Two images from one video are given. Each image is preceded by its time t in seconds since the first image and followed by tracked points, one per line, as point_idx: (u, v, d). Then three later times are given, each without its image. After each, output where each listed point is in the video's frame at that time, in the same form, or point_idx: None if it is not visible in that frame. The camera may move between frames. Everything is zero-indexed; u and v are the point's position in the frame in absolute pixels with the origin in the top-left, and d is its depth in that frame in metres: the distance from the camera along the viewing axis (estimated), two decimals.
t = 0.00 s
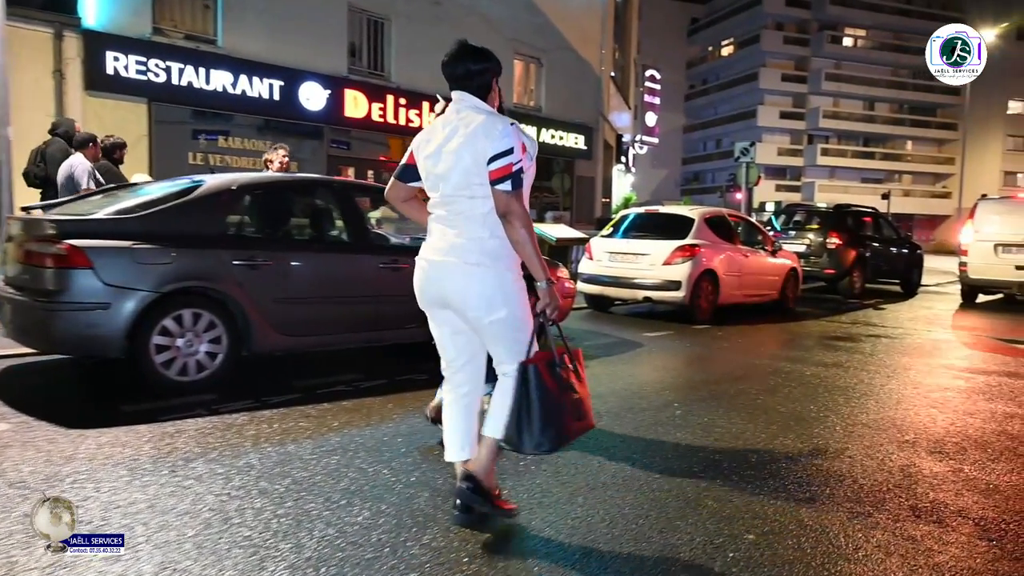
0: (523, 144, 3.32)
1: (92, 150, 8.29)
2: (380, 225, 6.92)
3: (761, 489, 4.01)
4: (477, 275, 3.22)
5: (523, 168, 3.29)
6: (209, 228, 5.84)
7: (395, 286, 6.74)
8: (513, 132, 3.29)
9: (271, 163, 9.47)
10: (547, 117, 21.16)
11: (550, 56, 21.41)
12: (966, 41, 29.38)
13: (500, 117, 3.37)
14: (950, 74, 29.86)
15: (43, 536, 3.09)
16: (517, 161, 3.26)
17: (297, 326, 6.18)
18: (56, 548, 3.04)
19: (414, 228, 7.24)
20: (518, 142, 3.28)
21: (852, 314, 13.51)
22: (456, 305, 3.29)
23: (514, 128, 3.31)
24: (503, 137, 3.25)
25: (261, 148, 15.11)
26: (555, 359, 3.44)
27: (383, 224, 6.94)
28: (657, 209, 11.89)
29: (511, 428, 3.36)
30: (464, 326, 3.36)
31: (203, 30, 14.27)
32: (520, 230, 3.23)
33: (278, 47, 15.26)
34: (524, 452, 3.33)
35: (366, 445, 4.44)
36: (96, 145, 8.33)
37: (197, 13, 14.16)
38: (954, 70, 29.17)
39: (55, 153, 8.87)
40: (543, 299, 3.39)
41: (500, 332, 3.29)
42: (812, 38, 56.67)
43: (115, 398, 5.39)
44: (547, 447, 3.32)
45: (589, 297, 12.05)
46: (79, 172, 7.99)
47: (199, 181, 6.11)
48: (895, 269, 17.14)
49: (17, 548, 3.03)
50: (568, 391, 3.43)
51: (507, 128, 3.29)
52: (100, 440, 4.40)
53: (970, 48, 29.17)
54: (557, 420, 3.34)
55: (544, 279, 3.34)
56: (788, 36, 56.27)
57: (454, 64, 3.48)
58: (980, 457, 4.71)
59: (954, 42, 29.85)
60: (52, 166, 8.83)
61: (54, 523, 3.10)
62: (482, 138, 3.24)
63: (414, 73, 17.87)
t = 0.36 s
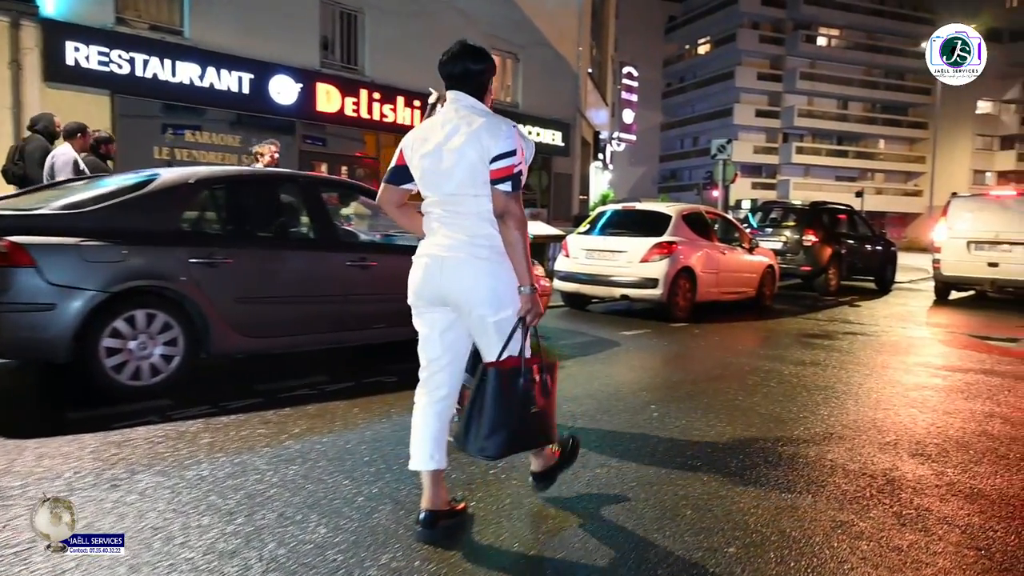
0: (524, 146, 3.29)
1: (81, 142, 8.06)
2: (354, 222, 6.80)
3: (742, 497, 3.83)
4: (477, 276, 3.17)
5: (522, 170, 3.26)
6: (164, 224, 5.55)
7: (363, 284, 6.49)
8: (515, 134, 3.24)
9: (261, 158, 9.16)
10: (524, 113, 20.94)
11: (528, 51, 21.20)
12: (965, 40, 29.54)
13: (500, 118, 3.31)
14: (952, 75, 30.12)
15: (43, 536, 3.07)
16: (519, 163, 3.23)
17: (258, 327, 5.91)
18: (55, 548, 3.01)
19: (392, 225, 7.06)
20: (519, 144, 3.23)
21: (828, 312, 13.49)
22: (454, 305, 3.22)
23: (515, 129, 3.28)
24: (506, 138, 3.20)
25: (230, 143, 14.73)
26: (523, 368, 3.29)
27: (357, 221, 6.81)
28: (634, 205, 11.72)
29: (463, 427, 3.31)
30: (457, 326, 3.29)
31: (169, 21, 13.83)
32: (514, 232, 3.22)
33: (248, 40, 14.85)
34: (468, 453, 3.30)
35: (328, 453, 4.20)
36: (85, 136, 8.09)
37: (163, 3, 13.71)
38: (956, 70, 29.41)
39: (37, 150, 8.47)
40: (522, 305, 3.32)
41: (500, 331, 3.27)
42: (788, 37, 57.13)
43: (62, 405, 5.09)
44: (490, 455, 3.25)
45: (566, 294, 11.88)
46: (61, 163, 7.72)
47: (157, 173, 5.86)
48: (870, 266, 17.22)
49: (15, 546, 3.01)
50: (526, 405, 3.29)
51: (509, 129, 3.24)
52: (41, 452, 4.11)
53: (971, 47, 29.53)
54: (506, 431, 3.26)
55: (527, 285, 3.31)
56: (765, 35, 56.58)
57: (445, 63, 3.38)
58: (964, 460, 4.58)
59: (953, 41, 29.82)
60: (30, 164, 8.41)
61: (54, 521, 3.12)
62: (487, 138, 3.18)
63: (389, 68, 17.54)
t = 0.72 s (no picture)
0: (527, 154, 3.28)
1: (68, 142, 7.85)
2: (327, 220, 6.71)
3: (726, 507, 3.67)
4: (485, 283, 3.11)
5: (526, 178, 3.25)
6: (121, 223, 5.29)
7: (333, 285, 6.25)
8: (519, 142, 3.24)
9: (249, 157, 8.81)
10: (504, 111, 20.71)
11: (507, 48, 20.98)
12: (962, 40, 30.01)
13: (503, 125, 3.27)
14: (948, 74, 30.47)
15: (43, 536, 3.07)
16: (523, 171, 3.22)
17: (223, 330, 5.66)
18: (56, 548, 3.00)
19: (368, 224, 6.91)
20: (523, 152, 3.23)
21: (808, 311, 13.44)
22: (457, 311, 3.14)
23: (518, 138, 3.27)
24: (511, 147, 3.19)
25: (201, 139, 14.36)
26: (515, 371, 3.12)
27: (330, 220, 6.71)
28: (615, 204, 11.64)
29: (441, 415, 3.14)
30: (458, 333, 3.20)
31: (137, 13, 13.42)
32: (520, 240, 3.20)
33: (220, 33, 14.48)
34: (441, 444, 3.09)
35: (292, 465, 3.98)
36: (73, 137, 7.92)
37: None
38: (957, 70, 30.10)
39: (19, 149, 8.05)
40: (528, 313, 3.25)
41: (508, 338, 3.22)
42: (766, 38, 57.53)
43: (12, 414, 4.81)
44: (462, 449, 3.04)
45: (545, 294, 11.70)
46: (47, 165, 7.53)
47: (114, 169, 5.59)
48: (847, 265, 17.27)
49: (15, 545, 3.01)
50: (510, 410, 3.08)
51: (513, 137, 3.23)
52: None
53: (975, 47, 30.14)
54: (483, 428, 3.05)
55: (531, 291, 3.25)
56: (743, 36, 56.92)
57: (449, 68, 3.32)
58: (948, 464, 4.49)
59: (952, 41, 30.25)
60: (14, 163, 8.01)
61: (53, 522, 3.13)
62: (494, 146, 3.14)
63: (365, 64, 17.24)
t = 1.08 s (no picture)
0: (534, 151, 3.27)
1: (50, 140, 7.66)
2: (288, 217, 6.22)
3: (705, 523, 3.46)
4: (493, 281, 3.09)
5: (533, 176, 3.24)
6: (54, 221, 4.89)
7: (290, 286, 5.91)
8: (525, 138, 3.21)
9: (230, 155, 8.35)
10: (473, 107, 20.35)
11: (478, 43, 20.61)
12: (965, 40, 30.79)
13: (509, 121, 3.26)
14: (945, 76, 31.61)
15: (43, 536, 3.04)
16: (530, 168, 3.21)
17: (169, 335, 5.30)
18: (56, 548, 2.96)
19: (329, 222, 6.47)
20: (530, 149, 3.21)
21: (779, 310, 13.39)
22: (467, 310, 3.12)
23: (525, 134, 3.25)
24: (518, 143, 3.17)
25: (159, 133, 13.81)
26: (524, 371, 3.13)
27: (292, 217, 6.24)
28: (587, 201, 11.42)
29: (452, 421, 3.09)
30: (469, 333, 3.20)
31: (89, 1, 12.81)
32: (525, 237, 3.23)
33: (178, 24, 13.93)
34: (456, 448, 3.05)
35: (239, 484, 3.67)
36: (55, 135, 7.73)
37: None
38: (954, 71, 31.52)
39: None
40: (530, 311, 3.21)
41: (516, 339, 3.17)
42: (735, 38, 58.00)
43: None
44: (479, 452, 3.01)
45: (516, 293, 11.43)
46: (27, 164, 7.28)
47: (51, 162, 5.19)
48: (817, 264, 17.30)
49: (16, 543, 2.98)
50: (522, 409, 3.07)
51: (519, 134, 3.21)
52: None
53: (971, 48, 30.98)
54: (500, 429, 3.03)
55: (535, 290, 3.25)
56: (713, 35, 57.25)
57: (453, 62, 3.32)
58: (930, 470, 4.34)
59: (953, 41, 31.16)
60: None
61: (52, 521, 3.09)
62: (502, 143, 3.12)
63: (331, 57, 16.77)
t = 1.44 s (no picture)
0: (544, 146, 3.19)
1: (44, 132, 7.52)
2: (266, 217, 6.02)
3: (701, 544, 3.23)
4: (497, 277, 2.99)
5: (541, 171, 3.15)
6: (8, 220, 4.59)
7: (264, 289, 5.64)
8: (536, 132, 3.14)
9: (224, 152, 8.22)
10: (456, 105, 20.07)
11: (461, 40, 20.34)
12: (965, 41, 31.17)
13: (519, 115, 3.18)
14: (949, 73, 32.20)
15: (43, 536, 3.03)
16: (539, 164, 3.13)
17: (134, 340, 5.03)
18: (56, 548, 2.95)
19: (308, 221, 6.24)
20: (540, 143, 3.13)
21: (766, 310, 13.28)
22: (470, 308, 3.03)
23: (536, 129, 3.17)
24: (528, 137, 3.09)
25: (133, 129, 13.41)
26: (560, 371, 3.11)
27: (270, 216, 6.03)
28: (572, 200, 11.22)
29: (501, 439, 3.06)
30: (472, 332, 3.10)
31: None
32: (535, 235, 3.17)
33: (153, 17, 13.55)
34: (513, 464, 3.03)
35: (204, 503, 3.42)
36: (50, 127, 7.59)
37: None
38: (956, 69, 32.31)
39: None
40: (547, 310, 3.28)
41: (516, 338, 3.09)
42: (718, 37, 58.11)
43: None
44: (538, 463, 3.00)
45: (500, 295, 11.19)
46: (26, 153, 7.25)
47: (7, 157, 4.89)
48: (802, 263, 17.24)
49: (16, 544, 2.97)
50: (568, 410, 3.06)
51: (530, 128, 3.13)
52: None
53: (972, 48, 31.32)
54: (552, 436, 3.01)
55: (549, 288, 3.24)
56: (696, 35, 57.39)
57: (460, 53, 3.25)
58: (931, 479, 4.19)
59: (953, 42, 31.69)
60: None
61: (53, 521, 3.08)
62: (511, 136, 3.04)
63: (312, 53, 16.44)
